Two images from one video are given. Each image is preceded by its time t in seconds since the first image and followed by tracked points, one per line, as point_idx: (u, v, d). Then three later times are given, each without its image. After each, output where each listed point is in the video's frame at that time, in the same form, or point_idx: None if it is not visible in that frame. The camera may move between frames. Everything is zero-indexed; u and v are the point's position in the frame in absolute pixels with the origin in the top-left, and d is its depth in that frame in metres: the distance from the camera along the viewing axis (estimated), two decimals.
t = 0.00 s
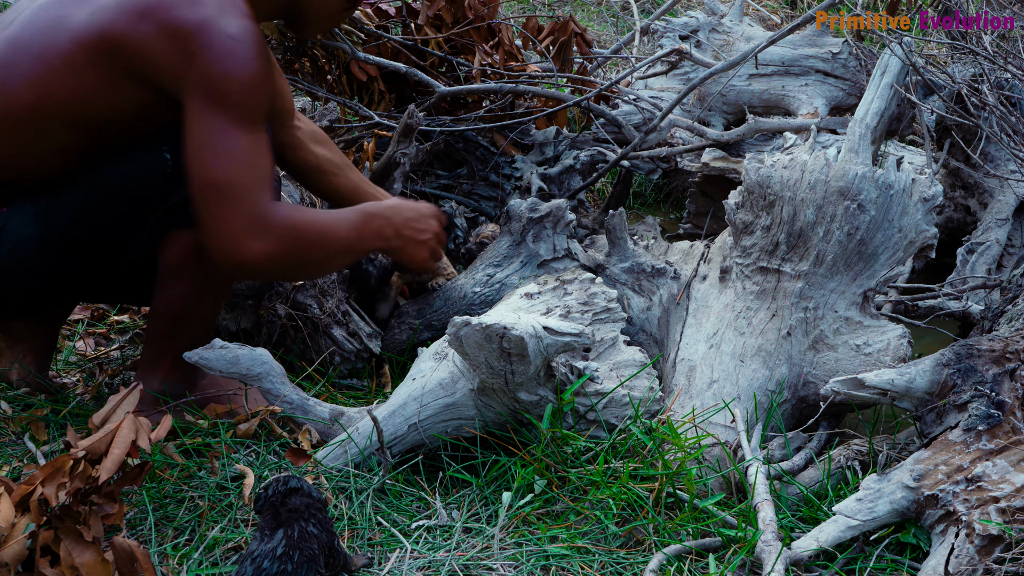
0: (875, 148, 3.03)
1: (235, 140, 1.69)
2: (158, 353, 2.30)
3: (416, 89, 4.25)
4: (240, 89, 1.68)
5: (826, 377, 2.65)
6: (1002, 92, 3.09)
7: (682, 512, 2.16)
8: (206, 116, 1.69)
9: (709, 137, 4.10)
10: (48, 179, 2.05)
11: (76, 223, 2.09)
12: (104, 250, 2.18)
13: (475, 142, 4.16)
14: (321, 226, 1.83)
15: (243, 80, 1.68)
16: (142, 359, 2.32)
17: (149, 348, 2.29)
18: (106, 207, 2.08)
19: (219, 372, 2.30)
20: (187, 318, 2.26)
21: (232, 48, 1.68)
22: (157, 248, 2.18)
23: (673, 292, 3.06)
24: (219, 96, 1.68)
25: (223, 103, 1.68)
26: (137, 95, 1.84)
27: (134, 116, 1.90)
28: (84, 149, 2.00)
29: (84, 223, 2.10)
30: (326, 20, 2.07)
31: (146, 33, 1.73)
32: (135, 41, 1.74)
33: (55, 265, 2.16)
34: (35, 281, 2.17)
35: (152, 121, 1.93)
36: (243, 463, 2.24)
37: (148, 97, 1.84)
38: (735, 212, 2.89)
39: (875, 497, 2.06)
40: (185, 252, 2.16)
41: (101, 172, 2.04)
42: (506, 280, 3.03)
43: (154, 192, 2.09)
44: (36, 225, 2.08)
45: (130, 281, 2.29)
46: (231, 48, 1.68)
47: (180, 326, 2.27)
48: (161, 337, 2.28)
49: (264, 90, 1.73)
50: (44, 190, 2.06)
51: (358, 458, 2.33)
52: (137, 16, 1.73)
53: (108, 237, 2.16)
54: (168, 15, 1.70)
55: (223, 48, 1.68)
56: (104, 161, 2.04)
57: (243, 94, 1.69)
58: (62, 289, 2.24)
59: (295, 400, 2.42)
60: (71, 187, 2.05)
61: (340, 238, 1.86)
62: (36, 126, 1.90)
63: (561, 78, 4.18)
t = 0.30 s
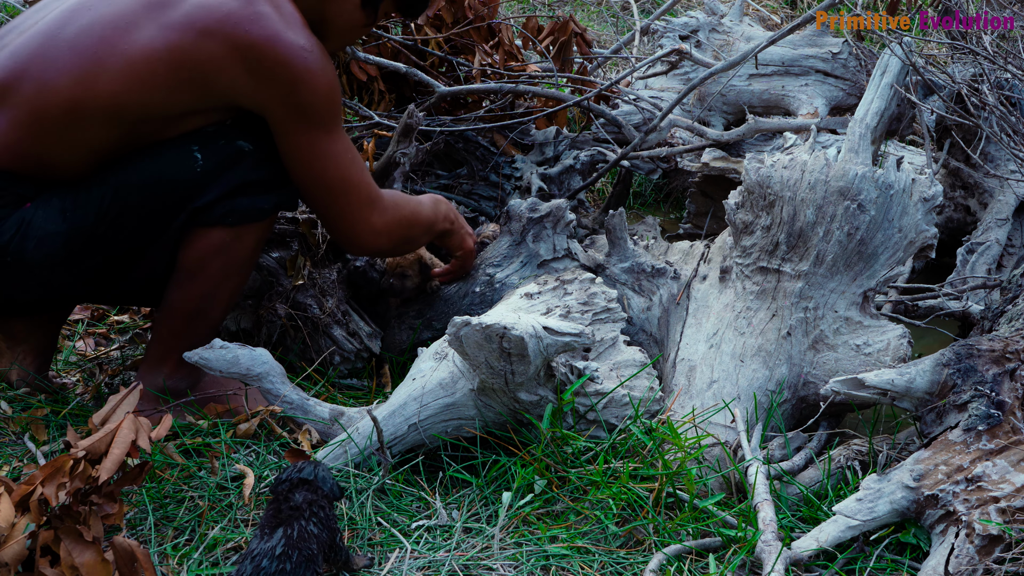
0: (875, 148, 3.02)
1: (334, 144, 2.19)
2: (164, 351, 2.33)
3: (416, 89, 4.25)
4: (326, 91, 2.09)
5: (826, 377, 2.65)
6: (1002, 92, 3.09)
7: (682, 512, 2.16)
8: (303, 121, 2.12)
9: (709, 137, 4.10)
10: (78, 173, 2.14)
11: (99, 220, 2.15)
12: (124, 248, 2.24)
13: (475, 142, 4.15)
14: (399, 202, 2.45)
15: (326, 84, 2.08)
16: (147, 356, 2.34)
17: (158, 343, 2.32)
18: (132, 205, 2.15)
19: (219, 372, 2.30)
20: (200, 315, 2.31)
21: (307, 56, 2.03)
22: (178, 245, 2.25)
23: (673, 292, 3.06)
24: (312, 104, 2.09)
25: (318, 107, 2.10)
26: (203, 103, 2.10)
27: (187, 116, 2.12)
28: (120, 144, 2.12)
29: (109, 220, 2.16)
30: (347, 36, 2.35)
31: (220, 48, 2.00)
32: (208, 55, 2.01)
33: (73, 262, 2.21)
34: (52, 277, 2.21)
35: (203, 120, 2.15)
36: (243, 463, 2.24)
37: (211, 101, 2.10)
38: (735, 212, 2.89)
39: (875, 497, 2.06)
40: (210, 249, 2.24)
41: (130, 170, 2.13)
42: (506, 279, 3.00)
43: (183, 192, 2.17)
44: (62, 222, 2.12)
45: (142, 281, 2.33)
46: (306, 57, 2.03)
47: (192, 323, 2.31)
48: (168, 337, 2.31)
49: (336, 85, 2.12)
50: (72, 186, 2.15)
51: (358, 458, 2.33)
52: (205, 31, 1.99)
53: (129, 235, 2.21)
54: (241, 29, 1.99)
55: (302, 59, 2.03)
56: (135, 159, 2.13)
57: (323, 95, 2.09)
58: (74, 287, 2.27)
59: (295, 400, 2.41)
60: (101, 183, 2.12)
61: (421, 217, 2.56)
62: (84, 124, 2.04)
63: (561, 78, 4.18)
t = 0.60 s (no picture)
0: (875, 148, 3.02)
1: (326, 150, 2.19)
2: (164, 351, 2.33)
3: (416, 89, 4.25)
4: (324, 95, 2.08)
5: (826, 377, 2.65)
6: (1002, 92, 3.09)
7: (682, 512, 2.16)
8: (296, 123, 2.11)
9: (709, 137, 4.10)
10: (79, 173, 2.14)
11: (99, 219, 2.15)
12: (123, 248, 2.24)
13: (475, 142, 4.16)
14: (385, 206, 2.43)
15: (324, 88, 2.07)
16: (147, 355, 2.34)
17: (158, 343, 2.32)
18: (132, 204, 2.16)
19: (219, 372, 2.30)
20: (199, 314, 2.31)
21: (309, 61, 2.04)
22: (179, 245, 2.25)
23: (673, 292, 3.06)
24: (310, 106, 2.09)
25: (315, 108, 2.09)
26: (201, 104, 2.10)
27: (185, 117, 2.11)
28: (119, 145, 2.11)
29: (109, 220, 2.15)
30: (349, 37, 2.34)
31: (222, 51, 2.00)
32: (210, 56, 2.01)
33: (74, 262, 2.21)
34: (54, 275, 2.21)
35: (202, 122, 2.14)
36: (243, 463, 2.24)
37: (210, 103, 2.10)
38: (735, 212, 2.89)
39: (875, 497, 2.06)
40: (209, 248, 2.24)
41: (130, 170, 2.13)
42: (506, 280, 3.02)
43: (185, 191, 2.17)
44: (62, 220, 2.13)
45: (142, 281, 2.33)
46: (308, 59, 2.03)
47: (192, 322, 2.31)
48: (168, 337, 2.31)
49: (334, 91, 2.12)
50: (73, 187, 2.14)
51: (358, 459, 2.33)
52: (209, 33, 2.00)
53: (130, 235, 2.21)
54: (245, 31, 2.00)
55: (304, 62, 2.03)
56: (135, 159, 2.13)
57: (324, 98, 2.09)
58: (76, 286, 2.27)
59: (295, 400, 2.41)
60: (100, 182, 2.13)
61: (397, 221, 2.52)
62: (83, 123, 2.03)
63: (561, 78, 4.18)
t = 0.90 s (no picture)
0: (875, 148, 3.03)
1: (286, 143, 2.07)
2: (158, 351, 2.31)
3: (416, 89, 4.25)
4: (279, 87, 1.98)
5: (826, 377, 2.65)
6: (1002, 92, 3.09)
7: (682, 512, 2.16)
8: (251, 117, 2.01)
9: (709, 137, 4.10)
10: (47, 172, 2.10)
11: (71, 217, 2.13)
12: (102, 245, 2.21)
13: (475, 142, 4.17)
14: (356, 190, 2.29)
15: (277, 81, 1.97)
16: (143, 355, 2.33)
17: (150, 344, 2.30)
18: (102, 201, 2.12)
19: (219, 372, 2.30)
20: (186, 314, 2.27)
21: (263, 53, 1.94)
22: (156, 241, 2.22)
23: (673, 292, 3.06)
24: (264, 100, 1.99)
25: (271, 100, 1.99)
26: (158, 103, 2.02)
27: (144, 117, 2.05)
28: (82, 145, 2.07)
29: (79, 218, 2.13)
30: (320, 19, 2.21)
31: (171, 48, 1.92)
32: (160, 53, 1.92)
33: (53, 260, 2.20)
34: (36, 272, 2.21)
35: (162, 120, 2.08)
36: (243, 463, 2.24)
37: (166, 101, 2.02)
38: (735, 212, 2.90)
39: (875, 497, 2.06)
40: (186, 242, 2.20)
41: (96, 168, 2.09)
42: (506, 279, 3.03)
43: (153, 186, 2.12)
44: (36, 216, 2.11)
45: (126, 277, 2.31)
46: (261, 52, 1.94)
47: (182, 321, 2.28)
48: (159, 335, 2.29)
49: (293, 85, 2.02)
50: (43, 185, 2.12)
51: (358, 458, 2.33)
52: (157, 31, 1.91)
53: (105, 232, 2.19)
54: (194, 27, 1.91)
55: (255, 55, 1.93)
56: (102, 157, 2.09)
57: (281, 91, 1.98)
58: (61, 282, 2.27)
59: (295, 400, 2.41)
60: (69, 181, 2.09)
61: (372, 204, 2.36)
62: (40, 124, 1.99)
63: (561, 78, 4.18)
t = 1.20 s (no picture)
0: (875, 148, 3.03)
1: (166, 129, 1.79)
2: (146, 356, 2.27)
3: (416, 89, 4.25)
4: (157, 67, 1.75)
5: (826, 377, 2.65)
6: (1002, 92, 3.09)
7: (682, 512, 2.16)
8: (129, 100, 1.78)
9: (709, 137, 4.10)
10: None
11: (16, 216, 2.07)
12: (55, 248, 2.16)
13: (475, 142, 4.18)
14: (266, 179, 1.90)
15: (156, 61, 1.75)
16: (134, 360, 2.29)
17: (138, 353, 2.26)
18: (45, 198, 2.07)
19: (218, 372, 2.30)
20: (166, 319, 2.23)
21: (144, 32, 1.75)
22: (107, 243, 2.15)
23: (673, 292, 3.06)
24: (142, 82, 1.75)
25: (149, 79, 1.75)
26: (73, 96, 1.91)
27: (62, 110, 1.95)
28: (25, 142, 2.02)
29: (21, 218, 2.08)
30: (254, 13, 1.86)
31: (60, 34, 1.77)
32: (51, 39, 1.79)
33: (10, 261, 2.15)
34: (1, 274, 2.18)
35: (86, 114, 1.97)
36: (243, 463, 2.24)
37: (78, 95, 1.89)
38: (735, 212, 2.90)
39: (875, 497, 2.06)
40: (137, 249, 2.12)
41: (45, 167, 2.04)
42: (506, 280, 3.04)
43: (95, 182, 2.04)
44: None
45: (91, 283, 2.26)
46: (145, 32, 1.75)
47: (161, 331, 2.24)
48: (140, 342, 2.24)
49: (185, 71, 1.79)
50: None
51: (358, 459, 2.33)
52: (51, 14, 1.79)
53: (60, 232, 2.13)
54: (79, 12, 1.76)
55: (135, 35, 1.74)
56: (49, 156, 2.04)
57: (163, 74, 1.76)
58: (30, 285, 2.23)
59: (295, 399, 2.42)
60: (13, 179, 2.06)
61: (284, 191, 1.92)
62: None
63: (561, 78, 4.18)
